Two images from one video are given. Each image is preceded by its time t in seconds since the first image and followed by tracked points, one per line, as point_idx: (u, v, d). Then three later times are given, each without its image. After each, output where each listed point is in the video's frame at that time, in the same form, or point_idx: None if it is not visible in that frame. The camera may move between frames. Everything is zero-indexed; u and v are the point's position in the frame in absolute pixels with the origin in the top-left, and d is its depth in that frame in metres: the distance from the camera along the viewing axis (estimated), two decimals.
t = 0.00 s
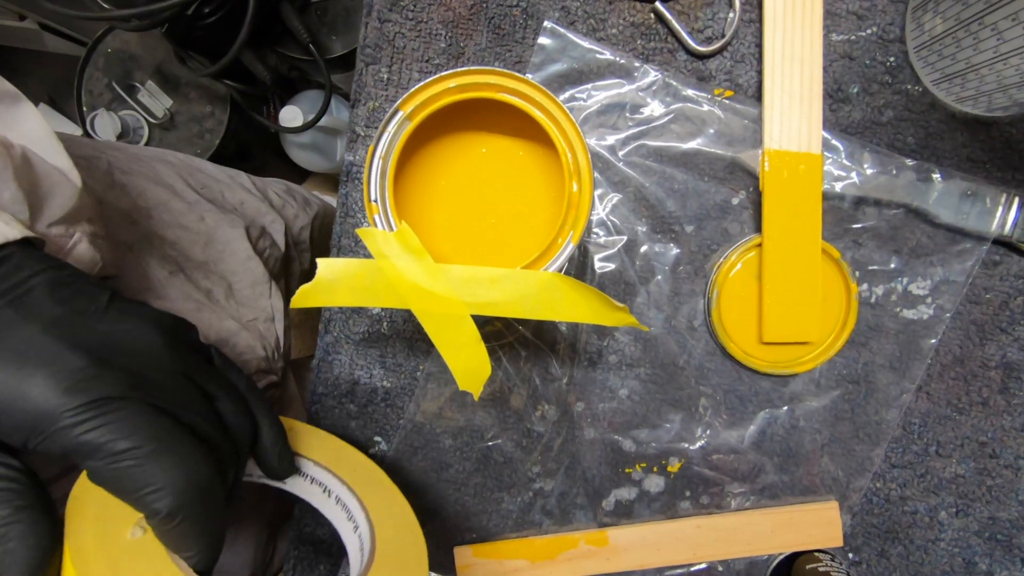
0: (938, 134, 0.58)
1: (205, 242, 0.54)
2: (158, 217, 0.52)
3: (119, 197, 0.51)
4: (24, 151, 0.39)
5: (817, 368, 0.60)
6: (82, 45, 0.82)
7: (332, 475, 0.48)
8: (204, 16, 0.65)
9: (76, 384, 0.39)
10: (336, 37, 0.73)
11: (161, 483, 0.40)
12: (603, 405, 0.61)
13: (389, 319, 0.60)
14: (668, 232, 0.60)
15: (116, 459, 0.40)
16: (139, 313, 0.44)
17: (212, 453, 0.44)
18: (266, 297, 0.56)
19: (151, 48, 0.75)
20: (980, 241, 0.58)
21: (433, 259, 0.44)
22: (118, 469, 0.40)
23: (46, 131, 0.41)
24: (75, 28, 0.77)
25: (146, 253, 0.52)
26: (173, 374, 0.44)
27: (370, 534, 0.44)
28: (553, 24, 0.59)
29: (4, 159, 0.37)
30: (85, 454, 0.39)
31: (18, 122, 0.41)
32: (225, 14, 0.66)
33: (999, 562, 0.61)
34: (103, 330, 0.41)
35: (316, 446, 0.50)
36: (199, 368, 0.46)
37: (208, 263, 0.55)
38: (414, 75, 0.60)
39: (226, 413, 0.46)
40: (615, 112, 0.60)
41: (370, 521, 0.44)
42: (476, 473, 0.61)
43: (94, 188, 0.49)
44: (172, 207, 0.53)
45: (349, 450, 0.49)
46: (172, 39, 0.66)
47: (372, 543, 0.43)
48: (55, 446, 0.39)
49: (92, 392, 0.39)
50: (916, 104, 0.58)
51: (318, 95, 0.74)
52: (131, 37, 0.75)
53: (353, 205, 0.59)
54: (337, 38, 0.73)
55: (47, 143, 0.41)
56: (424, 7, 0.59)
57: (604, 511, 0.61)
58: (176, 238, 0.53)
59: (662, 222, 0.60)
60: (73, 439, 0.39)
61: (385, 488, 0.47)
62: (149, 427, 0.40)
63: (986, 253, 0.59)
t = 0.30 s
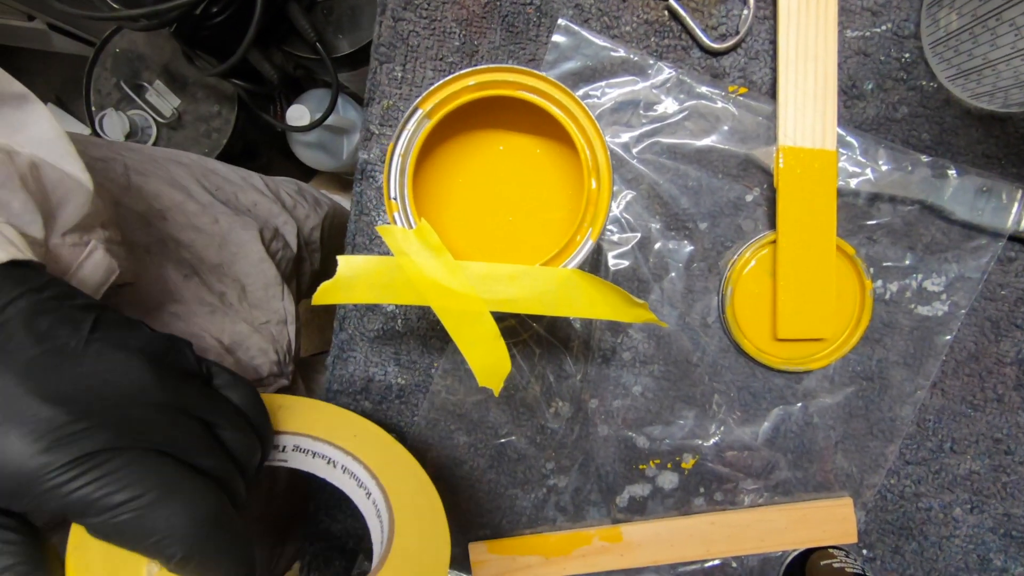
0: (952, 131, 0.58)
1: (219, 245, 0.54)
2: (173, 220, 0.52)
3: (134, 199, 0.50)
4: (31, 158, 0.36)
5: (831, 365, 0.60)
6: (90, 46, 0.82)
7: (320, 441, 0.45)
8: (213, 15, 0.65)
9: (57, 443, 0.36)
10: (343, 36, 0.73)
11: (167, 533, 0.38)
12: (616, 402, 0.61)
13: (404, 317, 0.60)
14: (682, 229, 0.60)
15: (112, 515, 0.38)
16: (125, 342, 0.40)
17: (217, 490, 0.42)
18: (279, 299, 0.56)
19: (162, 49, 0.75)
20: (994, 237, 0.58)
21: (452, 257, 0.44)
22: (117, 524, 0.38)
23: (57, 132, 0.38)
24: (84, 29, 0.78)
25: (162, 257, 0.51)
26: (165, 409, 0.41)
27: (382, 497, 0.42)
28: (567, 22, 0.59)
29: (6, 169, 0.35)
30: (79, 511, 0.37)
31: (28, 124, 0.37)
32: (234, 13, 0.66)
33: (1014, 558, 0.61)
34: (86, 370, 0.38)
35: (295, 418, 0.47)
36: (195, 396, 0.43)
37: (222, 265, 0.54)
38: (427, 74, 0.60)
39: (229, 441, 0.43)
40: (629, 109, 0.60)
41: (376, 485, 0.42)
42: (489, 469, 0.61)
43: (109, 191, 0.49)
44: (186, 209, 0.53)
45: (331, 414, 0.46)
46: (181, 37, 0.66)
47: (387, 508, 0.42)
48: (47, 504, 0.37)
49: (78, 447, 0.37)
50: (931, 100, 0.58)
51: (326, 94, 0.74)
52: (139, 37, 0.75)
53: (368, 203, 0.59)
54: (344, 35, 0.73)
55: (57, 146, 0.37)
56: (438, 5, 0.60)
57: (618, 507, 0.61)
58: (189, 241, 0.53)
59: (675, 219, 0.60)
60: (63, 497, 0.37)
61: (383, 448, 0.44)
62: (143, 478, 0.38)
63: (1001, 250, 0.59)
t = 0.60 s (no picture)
0: (958, 130, 0.58)
1: (223, 245, 0.54)
2: (178, 220, 0.52)
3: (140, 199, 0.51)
4: (32, 160, 0.36)
5: (836, 364, 0.60)
6: (95, 46, 0.83)
7: (308, 426, 0.43)
8: (218, 16, 0.65)
9: (53, 455, 0.36)
10: (347, 36, 0.73)
11: (168, 537, 0.39)
12: (622, 400, 0.61)
13: (410, 315, 0.60)
14: (687, 228, 0.60)
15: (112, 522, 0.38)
16: (119, 347, 0.39)
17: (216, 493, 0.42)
18: (283, 299, 0.57)
19: (167, 50, 0.75)
20: (1000, 237, 0.59)
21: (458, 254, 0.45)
22: (117, 530, 0.38)
23: (57, 131, 0.37)
24: (90, 30, 0.78)
25: (166, 256, 0.52)
26: (161, 415, 0.40)
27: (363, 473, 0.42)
28: (574, 22, 0.59)
29: (7, 172, 0.34)
30: (80, 518, 0.38)
31: (28, 125, 0.37)
32: (238, 13, 0.66)
33: (1020, 558, 0.60)
34: (81, 378, 0.38)
35: (270, 394, 0.45)
36: (192, 399, 0.42)
37: (226, 264, 0.55)
38: (433, 73, 0.60)
39: (228, 444, 0.43)
40: (636, 109, 0.60)
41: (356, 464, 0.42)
42: (494, 468, 0.61)
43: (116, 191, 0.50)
44: (191, 209, 0.53)
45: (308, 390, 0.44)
46: (187, 37, 0.67)
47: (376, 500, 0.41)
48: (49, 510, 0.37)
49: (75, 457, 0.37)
50: (937, 100, 0.58)
51: (330, 94, 0.75)
52: (144, 37, 0.76)
53: (374, 202, 0.60)
54: (349, 35, 0.73)
55: (58, 146, 0.37)
56: (445, 5, 0.60)
57: (622, 506, 0.61)
58: (195, 241, 0.53)
59: (681, 218, 0.60)
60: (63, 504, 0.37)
61: (365, 426, 0.43)
62: (140, 486, 0.39)
63: (1006, 249, 0.59)
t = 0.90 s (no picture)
0: (966, 128, 0.58)
1: (226, 245, 0.54)
2: (181, 220, 0.52)
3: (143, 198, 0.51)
4: (34, 160, 0.36)
5: (842, 364, 0.60)
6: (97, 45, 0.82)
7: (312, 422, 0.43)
8: (220, 15, 0.65)
9: (53, 456, 0.36)
10: (349, 36, 0.73)
11: (171, 539, 0.38)
12: (625, 400, 0.61)
13: (412, 314, 0.60)
14: (691, 227, 0.60)
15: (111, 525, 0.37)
16: (119, 344, 0.39)
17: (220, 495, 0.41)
18: (285, 298, 0.56)
19: (169, 49, 0.75)
20: (1008, 236, 0.58)
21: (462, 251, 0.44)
22: (118, 533, 0.37)
23: (60, 131, 0.37)
24: (92, 29, 0.78)
25: (169, 255, 0.51)
26: (162, 414, 0.40)
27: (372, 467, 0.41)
28: (578, 18, 0.59)
29: (9, 171, 0.34)
30: (81, 522, 0.37)
31: (31, 125, 0.37)
32: (241, 12, 0.65)
33: None
34: (81, 376, 0.37)
35: (277, 390, 0.45)
36: (196, 399, 0.41)
37: (228, 263, 0.54)
38: (436, 71, 0.60)
39: (230, 443, 0.42)
40: (640, 106, 0.60)
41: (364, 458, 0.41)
42: (496, 468, 0.61)
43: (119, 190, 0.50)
44: (194, 208, 0.53)
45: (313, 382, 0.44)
46: (189, 38, 0.67)
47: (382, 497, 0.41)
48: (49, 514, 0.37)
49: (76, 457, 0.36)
50: (944, 98, 0.58)
51: (332, 93, 0.74)
52: (147, 37, 0.75)
53: (376, 200, 0.59)
54: (351, 35, 0.73)
55: (61, 146, 0.37)
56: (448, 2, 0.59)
57: (626, 507, 0.61)
58: (198, 240, 0.53)
59: (685, 216, 0.60)
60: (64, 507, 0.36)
61: (371, 421, 0.42)
62: (142, 487, 0.38)
63: (1014, 248, 0.58)
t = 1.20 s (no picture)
0: (971, 127, 0.58)
1: (230, 243, 0.54)
2: (186, 218, 0.51)
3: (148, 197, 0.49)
4: (33, 150, 0.35)
5: (846, 364, 0.59)
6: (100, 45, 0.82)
7: (311, 413, 0.42)
8: (222, 15, 0.65)
9: (53, 481, 0.34)
10: (351, 35, 0.73)
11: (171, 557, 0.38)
12: (628, 400, 0.60)
13: (413, 313, 0.60)
14: (695, 226, 0.59)
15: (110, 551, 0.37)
16: (122, 355, 0.37)
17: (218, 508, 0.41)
18: (289, 298, 0.56)
19: (172, 48, 0.75)
20: (1013, 235, 0.58)
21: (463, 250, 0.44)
22: (116, 555, 0.37)
23: (61, 120, 0.37)
24: (94, 29, 0.78)
25: (174, 255, 0.51)
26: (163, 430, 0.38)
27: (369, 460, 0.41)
28: (580, 16, 0.59)
29: (7, 162, 0.33)
30: (75, 547, 0.36)
31: (32, 116, 0.37)
32: (243, 12, 0.66)
33: None
34: (83, 393, 0.35)
35: (268, 378, 0.44)
36: (196, 409, 0.40)
37: (233, 263, 0.54)
38: (438, 69, 0.59)
39: (227, 451, 0.42)
40: (643, 104, 0.59)
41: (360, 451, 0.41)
42: (498, 468, 0.60)
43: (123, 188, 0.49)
44: (199, 208, 0.52)
45: (308, 371, 0.43)
46: (191, 38, 0.66)
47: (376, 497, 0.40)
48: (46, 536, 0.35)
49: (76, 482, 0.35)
50: (949, 96, 0.57)
51: (335, 93, 0.74)
52: (149, 36, 0.75)
53: (378, 199, 0.59)
54: (354, 34, 0.73)
55: (63, 136, 0.37)
56: None
57: (628, 507, 0.60)
58: (202, 239, 0.52)
59: (688, 216, 0.59)
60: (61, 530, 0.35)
61: (370, 416, 0.42)
62: (142, 514, 0.37)
63: (1019, 248, 0.58)
